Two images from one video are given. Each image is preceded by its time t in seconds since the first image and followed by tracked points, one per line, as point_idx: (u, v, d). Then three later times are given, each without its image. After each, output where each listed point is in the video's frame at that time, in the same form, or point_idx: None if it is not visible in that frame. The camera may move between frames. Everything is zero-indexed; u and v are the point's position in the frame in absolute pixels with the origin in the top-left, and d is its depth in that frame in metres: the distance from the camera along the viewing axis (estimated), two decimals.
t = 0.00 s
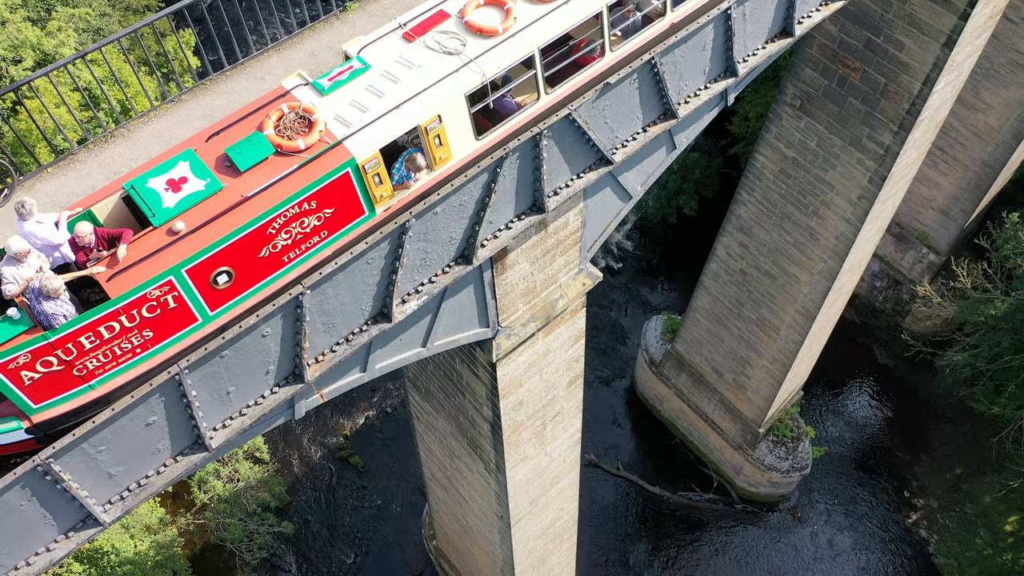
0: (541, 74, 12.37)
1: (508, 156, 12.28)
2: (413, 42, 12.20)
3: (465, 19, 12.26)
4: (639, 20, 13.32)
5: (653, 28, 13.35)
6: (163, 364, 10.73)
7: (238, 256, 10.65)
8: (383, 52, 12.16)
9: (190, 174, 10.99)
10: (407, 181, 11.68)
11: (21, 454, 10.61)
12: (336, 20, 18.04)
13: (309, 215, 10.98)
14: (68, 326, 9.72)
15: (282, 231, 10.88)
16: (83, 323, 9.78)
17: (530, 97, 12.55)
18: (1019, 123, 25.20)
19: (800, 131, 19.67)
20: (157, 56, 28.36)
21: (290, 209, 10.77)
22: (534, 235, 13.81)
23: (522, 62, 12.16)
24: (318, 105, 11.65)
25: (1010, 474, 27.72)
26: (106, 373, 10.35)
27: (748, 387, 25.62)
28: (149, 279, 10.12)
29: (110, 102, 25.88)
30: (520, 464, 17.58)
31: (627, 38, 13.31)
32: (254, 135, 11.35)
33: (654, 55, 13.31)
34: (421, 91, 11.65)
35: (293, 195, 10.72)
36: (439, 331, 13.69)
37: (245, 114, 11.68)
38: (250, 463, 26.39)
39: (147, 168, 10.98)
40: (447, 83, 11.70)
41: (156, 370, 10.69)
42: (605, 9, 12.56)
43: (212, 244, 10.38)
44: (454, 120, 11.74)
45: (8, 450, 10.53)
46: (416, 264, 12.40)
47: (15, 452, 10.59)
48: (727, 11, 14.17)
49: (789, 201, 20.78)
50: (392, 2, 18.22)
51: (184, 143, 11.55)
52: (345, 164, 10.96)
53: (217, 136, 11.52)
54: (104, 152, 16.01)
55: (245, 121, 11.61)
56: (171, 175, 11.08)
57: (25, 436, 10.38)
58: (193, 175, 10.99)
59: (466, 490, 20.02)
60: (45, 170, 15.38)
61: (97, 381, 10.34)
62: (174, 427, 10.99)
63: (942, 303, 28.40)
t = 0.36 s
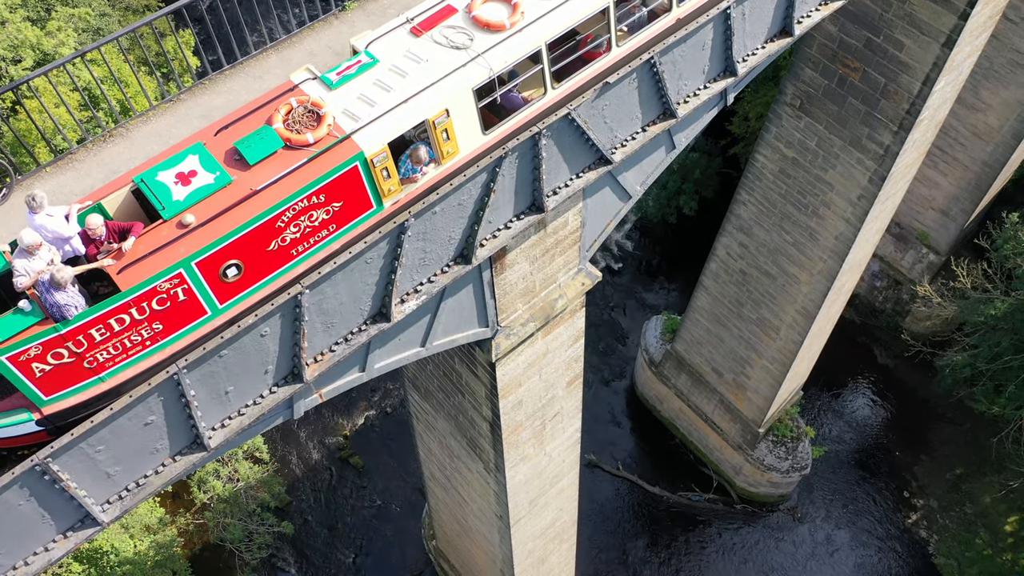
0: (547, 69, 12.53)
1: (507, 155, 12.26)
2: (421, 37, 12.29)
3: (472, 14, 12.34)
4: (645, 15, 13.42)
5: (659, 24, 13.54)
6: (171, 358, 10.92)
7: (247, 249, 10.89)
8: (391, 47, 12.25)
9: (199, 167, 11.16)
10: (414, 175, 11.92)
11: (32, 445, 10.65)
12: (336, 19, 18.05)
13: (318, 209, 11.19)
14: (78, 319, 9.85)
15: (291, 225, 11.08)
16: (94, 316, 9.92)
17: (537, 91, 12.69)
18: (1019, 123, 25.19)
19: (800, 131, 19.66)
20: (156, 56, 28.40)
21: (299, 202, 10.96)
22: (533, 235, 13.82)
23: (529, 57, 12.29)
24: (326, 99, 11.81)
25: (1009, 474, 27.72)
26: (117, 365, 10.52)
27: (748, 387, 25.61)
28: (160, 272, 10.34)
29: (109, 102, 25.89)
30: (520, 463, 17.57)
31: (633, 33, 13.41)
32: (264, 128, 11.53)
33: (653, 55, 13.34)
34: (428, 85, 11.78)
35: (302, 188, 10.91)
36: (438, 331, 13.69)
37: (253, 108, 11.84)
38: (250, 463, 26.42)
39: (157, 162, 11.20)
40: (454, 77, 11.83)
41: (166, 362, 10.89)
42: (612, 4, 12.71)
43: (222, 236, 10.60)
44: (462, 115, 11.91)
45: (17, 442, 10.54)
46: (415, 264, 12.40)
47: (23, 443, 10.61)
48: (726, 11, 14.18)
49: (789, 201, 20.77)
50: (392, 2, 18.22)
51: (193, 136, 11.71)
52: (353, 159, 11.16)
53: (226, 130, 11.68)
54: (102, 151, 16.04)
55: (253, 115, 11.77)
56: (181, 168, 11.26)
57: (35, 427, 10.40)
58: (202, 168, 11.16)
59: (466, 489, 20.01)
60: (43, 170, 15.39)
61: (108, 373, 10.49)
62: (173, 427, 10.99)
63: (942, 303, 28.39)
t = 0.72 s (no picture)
0: (554, 64, 12.56)
1: (507, 154, 12.26)
2: (428, 32, 12.31)
3: (479, 8, 12.38)
4: (650, 11, 13.38)
5: (666, 18, 13.52)
6: (179, 352, 11.01)
7: (256, 242, 10.91)
8: (398, 41, 12.29)
9: (208, 160, 11.15)
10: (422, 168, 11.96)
11: (41, 438, 10.80)
12: (335, 18, 18.05)
13: (326, 202, 11.23)
14: (89, 310, 9.94)
15: (300, 217, 11.13)
16: (103, 307, 10.00)
17: (543, 86, 12.76)
18: (1019, 123, 25.19)
19: (799, 130, 19.65)
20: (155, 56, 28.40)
21: (308, 195, 11.02)
22: (532, 235, 13.81)
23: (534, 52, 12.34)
24: (335, 93, 11.79)
25: (1009, 474, 27.41)
26: (126, 357, 10.59)
27: (748, 386, 25.60)
28: (170, 264, 10.38)
29: (108, 102, 25.90)
30: (519, 463, 17.56)
31: (638, 29, 13.40)
32: (272, 122, 11.46)
33: (652, 55, 13.32)
34: (436, 79, 11.83)
35: (310, 181, 10.96)
36: (437, 330, 13.69)
37: (260, 103, 11.79)
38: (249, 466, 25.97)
39: (166, 155, 11.15)
40: (461, 71, 11.89)
41: (175, 354, 10.98)
42: None
43: (232, 229, 10.63)
44: (469, 109, 11.97)
45: (25, 434, 10.67)
46: (414, 263, 12.41)
47: (32, 436, 10.74)
48: (726, 11, 14.17)
49: (788, 201, 20.77)
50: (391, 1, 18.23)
51: (201, 130, 11.68)
52: (361, 152, 11.21)
53: (235, 123, 11.64)
54: (101, 150, 16.08)
55: (260, 110, 11.73)
56: (189, 161, 11.24)
57: (44, 420, 10.57)
58: (211, 161, 11.15)
59: (465, 489, 20.00)
60: (43, 169, 15.40)
61: (117, 365, 10.56)
62: (171, 426, 10.98)
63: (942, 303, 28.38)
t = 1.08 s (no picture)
0: (560, 58, 12.58)
1: (507, 153, 12.25)
2: (435, 26, 12.34)
3: (486, 2, 12.37)
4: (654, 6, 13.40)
5: (670, 14, 13.56)
6: (187, 345, 11.00)
7: (264, 234, 10.94)
8: (405, 35, 12.29)
9: (216, 154, 11.20)
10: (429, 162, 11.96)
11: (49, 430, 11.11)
12: (333, 17, 18.20)
13: (334, 195, 11.26)
14: (99, 301, 9.99)
15: (308, 210, 11.15)
16: (113, 300, 10.06)
17: (549, 81, 12.75)
18: (1019, 123, 25.19)
19: (799, 130, 19.64)
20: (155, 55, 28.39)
21: (316, 187, 11.03)
22: (531, 234, 13.81)
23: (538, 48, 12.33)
24: (342, 87, 11.85)
25: (1009, 474, 27.44)
26: (134, 350, 10.61)
27: (747, 386, 25.59)
28: (178, 256, 10.42)
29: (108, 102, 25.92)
30: (519, 463, 17.55)
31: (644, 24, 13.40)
32: (280, 115, 11.56)
33: (652, 53, 13.29)
34: (443, 72, 11.80)
35: (317, 174, 10.97)
36: (436, 330, 13.69)
37: (269, 97, 11.87)
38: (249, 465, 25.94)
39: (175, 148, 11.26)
40: (468, 65, 11.89)
41: (182, 348, 10.98)
42: None
43: (240, 221, 10.64)
44: (476, 103, 11.98)
45: (34, 426, 11.00)
46: (413, 263, 12.40)
47: (41, 427, 11.03)
48: (725, 10, 14.12)
49: (788, 200, 20.76)
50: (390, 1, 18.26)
51: (209, 123, 11.75)
52: (369, 145, 11.23)
53: (243, 117, 11.71)
54: (99, 149, 16.13)
55: (269, 103, 11.80)
56: (198, 155, 11.32)
57: (54, 411, 10.82)
58: (220, 155, 11.21)
59: (465, 489, 19.99)
60: (42, 168, 15.41)
61: (126, 358, 10.58)
62: (170, 426, 10.97)
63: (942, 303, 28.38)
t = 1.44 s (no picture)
0: (567, 52, 12.84)
1: (507, 153, 12.23)
2: (443, 20, 12.54)
3: None
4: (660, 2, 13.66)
5: (675, 9, 13.93)
6: (197, 337, 11.28)
7: (275, 226, 11.17)
8: (414, 29, 12.51)
9: (227, 146, 11.52)
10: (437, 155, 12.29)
11: (63, 421, 10.92)
12: (333, 16, 18.29)
13: (343, 187, 11.50)
14: (110, 292, 10.08)
15: (317, 202, 11.40)
16: (124, 290, 10.16)
17: (556, 75, 13.04)
18: (1019, 123, 25.18)
19: (799, 130, 19.64)
20: (155, 55, 28.34)
21: (325, 180, 11.28)
22: (532, 234, 13.80)
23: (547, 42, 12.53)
24: (351, 80, 12.08)
25: (1010, 475, 27.38)
26: (145, 341, 10.80)
27: (747, 386, 25.58)
28: (190, 248, 10.61)
29: (108, 102, 25.93)
30: (519, 463, 17.55)
31: (649, 18, 13.68)
32: (290, 108, 11.82)
33: (652, 52, 13.23)
34: (452, 66, 12.02)
35: (327, 166, 11.22)
36: (436, 329, 13.68)
37: (279, 89, 12.16)
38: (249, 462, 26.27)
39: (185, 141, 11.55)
40: (476, 58, 12.08)
41: (193, 339, 11.26)
42: None
43: (250, 213, 10.87)
44: (484, 97, 12.23)
45: (47, 417, 10.79)
46: (413, 262, 12.39)
47: (52, 419, 10.86)
48: (726, 8, 14.08)
49: (788, 200, 20.76)
50: None
51: (220, 116, 12.04)
52: (378, 137, 11.46)
53: (254, 110, 12.00)
54: (99, 148, 16.20)
55: (279, 96, 12.11)
56: (209, 147, 11.64)
57: (66, 402, 10.65)
58: (230, 147, 11.52)
59: (465, 489, 19.98)
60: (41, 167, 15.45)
61: (137, 349, 10.75)
62: (170, 425, 10.96)
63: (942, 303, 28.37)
